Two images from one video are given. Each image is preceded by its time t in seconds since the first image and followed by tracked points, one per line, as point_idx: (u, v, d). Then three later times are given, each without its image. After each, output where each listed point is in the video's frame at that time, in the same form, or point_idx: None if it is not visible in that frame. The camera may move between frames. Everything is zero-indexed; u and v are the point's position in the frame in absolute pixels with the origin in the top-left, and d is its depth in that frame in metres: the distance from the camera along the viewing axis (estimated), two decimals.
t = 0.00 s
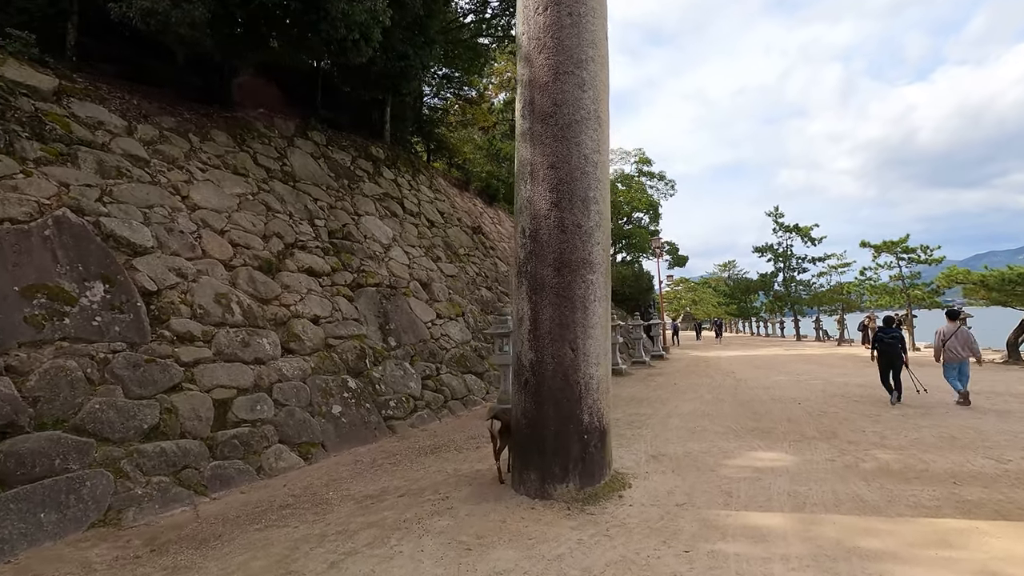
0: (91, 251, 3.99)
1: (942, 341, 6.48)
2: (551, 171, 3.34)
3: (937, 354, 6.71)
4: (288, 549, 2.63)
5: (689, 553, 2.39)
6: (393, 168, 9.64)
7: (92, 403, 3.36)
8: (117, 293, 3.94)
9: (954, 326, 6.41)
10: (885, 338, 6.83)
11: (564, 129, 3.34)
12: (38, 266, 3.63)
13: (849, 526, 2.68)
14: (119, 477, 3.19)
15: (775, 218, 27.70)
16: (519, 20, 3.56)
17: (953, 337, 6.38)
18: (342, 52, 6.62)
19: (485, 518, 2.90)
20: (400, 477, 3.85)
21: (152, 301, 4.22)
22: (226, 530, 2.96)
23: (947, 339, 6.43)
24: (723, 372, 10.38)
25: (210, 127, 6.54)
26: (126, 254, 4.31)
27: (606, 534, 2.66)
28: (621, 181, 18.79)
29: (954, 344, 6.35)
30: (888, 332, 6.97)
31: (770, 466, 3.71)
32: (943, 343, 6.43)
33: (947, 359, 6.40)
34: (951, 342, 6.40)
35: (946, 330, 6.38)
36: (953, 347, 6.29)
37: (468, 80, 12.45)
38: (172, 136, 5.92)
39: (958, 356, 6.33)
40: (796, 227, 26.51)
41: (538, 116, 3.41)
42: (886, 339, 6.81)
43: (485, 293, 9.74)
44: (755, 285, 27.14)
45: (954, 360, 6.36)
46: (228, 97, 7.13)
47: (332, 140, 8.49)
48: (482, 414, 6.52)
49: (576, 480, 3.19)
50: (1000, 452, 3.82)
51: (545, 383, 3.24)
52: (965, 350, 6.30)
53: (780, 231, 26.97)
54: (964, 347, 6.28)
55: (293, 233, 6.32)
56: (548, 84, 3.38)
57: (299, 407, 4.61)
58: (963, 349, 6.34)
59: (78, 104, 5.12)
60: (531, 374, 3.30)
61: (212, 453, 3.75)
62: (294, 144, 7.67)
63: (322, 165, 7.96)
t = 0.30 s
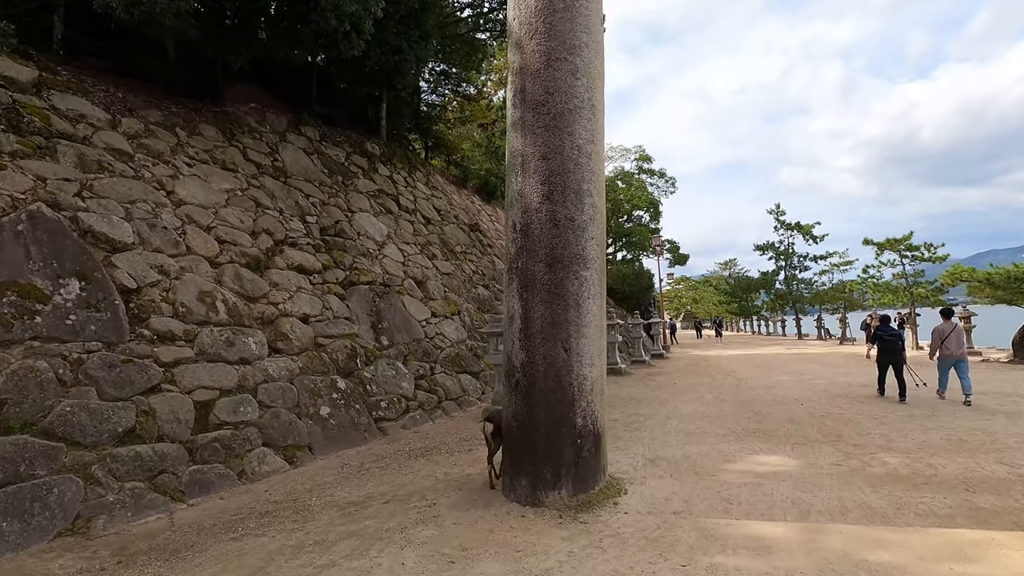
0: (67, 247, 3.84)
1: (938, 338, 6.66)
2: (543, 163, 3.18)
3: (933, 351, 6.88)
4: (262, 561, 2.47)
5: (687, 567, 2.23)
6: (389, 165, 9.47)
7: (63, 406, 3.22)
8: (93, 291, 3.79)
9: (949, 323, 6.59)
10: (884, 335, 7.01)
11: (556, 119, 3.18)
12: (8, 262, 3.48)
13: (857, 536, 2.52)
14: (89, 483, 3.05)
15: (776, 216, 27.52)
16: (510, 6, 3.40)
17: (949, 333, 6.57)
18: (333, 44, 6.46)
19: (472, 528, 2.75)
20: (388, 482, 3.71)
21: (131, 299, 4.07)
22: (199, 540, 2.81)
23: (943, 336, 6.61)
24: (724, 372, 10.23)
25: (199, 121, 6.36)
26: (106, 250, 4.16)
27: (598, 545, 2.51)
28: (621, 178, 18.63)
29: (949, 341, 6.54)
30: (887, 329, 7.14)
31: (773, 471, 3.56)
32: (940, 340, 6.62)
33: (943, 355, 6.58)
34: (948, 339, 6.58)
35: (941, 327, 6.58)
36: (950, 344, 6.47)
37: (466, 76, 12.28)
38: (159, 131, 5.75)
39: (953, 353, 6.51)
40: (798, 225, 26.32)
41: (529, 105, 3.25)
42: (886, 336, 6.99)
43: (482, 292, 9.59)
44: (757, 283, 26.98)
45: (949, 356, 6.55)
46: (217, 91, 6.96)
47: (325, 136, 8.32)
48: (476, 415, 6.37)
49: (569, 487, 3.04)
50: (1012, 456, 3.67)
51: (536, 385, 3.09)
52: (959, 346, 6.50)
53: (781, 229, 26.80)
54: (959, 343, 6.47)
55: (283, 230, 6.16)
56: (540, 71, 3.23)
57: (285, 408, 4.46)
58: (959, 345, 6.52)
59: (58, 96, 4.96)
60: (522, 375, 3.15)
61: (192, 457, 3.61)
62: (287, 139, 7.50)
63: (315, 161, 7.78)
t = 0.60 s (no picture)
0: (44, 241, 3.67)
1: (940, 333, 6.74)
2: (539, 149, 3.00)
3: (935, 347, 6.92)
4: None
5: None
6: (387, 159, 9.28)
7: (34, 408, 3.05)
8: (71, 288, 3.63)
9: (950, 317, 6.70)
10: (887, 330, 7.05)
11: (553, 103, 2.99)
12: None
13: (879, 551, 2.33)
14: (60, 490, 2.90)
15: (781, 212, 27.22)
16: None
17: (951, 327, 6.65)
18: (326, 34, 6.27)
19: (462, 540, 2.57)
20: (378, 487, 3.54)
21: (113, 295, 3.91)
22: (173, 552, 2.64)
23: (945, 330, 6.69)
24: (730, 370, 10.03)
25: (189, 114, 6.09)
26: (86, 245, 4.00)
27: (597, 560, 2.33)
28: (624, 174, 18.41)
29: (951, 334, 6.61)
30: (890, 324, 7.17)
31: (783, 476, 3.37)
32: (942, 334, 6.69)
33: (945, 349, 6.64)
34: (949, 333, 6.64)
35: (942, 321, 6.66)
36: (952, 337, 6.55)
37: (467, 69, 12.09)
38: (147, 123, 5.54)
39: (956, 346, 6.57)
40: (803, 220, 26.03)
41: (524, 88, 3.06)
42: (889, 331, 7.03)
43: (482, 289, 9.41)
44: (762, 280, 26.71)
45: (952, 350, 6.61)
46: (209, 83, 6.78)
47: (322, 130, 8.10)
48: (474, 415, 6.19)
49: (567, 494, 2.86)
50: None
51: (532, 386, 2.91)
52: (961, 340, 6.58)
53: (787, 225, 26.51)
54: (962, 336, 6.54)
55: (276, 226, 5.99)
56: (535, 53, 3.04)
57: (273, 409, 4.30)
58: (961, 339, 6.59)
59: (39, 87, 4.79)
60: (517, 375, 2.96)
61: (173, 461, 3.46)
62: (281, 133, 7.25)
63: (311, 156, 7.54)
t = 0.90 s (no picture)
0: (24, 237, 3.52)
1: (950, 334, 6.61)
2: (537, 138, 2.82)
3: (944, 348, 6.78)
4: None
5: None
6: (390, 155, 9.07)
7: (8, 412, 2.91)
8: (52, 285, 3.48)
9: (961, 319, 6.58)
10: (897, 330, 6.88)
11: (551, 88, 2.81)
12: None
13: (904, 570, 2.14)
14: (32, 497, 2.78)
15: (790, 208, 26.86)
16: None
17: (962, 328, 6.52)
18: (323, 24, 6.09)
19: (452, 554, 2.41)
20: (369, 493, 3.38)
21: (97, 293, 3.78)
22: (147, 565, 2.49)
23: (956, 331, 6.56)
24: (738, 369, 9.80)
25: (183, 109, 5.91)
26: (70, 242, 3.87)
27: None
28: (631, 171, 18.17)
29: (963, 335, 6.47)
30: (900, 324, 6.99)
31: (796, 484, 3.18)
32: (952, 335, 6.56)
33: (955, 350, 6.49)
34: (960, 334, 6.50)
35: (953, 322, 6.52)
36: (963, 338, 6.42)
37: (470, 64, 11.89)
38: (139, 116, 5.37)
39: (966, 348, 6.44)
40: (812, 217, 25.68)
41: (521, 73, 2.88)
42: (898, 330, 6.86)
43: (484, 286, 9.24)
44: (770, 277, 26.38)
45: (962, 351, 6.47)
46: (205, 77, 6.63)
47: (321, 124, 7.87)
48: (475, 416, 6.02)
49: (566, 504, 2.69)
50: None
51: (529, 388, 2.74)
52: (972, 342, 6.44)
53: (796, 222, 26.14)
54: (973, 338, 6.40)
55: (271, 221, 5.84)
56: (532, 35, 2.86)
57: (264, 411, 4.16)
58: (972, 341, 6.45)
59: (27, 78, 4.65)
60: (513, 377, 2.79)
61: (155, 466, 3.34)
62: (280, 129, 7.04)
63: (310, 151, 7.30)
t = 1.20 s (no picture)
0: None
1: (957, 330, 6.41)
2: (527, 119, 2.64)
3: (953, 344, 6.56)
4: None
5: None
6: (391, 149, 8.81)
7: None
8: (24, 276, 3.32)
9: (968, 314, 6.36)
10: (903, 327, 6.68)
11: (543, 66, 2.63)
12: None
13: None
14: None
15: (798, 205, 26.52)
16: None
17: (969, 324, 6.31)
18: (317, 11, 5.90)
19: (431, 564, 2.25)
20: (353, 496, 3.21)
21: (73, 285, 3.63)
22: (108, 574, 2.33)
23: (962, 328, 6.35)
24: (743, 368, 9.58)
25: (174, 99, 5.66)
26: (47, 232, 3.73)
27: None
28: (636, 167, 17.94)
29: (969, 331, 6.27)
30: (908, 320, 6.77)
31: (804, 491, 2.99)
32: (958, 331, 6.36)
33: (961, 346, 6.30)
34: (966, 330, 6.30)
35: (959, 318, 6.32)
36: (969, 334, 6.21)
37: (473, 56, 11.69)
38: (127, 106, 5.15)
39: (973, 344, 6.24)
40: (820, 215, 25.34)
41: (512, 50, 2.70)
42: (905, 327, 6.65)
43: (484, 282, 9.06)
44: (776, 276, 26.07)
45: (969, 348, 6.28)
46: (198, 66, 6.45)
47: (319, 117, 7.58)
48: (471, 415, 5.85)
49: (556, 511, 2.51)
50: None
51: (517, 387, 2.56)
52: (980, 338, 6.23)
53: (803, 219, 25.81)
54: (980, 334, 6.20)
55: (263, 214, 5.67)
56: (524, 9, 2.68)
57: (248, 409, 4.01)
58: (980, 337, 6.24)
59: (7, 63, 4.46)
60: (501, 374, 2.62)
61: (129, 466, 3.21)
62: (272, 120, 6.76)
63: (306, 144, 7.06)
